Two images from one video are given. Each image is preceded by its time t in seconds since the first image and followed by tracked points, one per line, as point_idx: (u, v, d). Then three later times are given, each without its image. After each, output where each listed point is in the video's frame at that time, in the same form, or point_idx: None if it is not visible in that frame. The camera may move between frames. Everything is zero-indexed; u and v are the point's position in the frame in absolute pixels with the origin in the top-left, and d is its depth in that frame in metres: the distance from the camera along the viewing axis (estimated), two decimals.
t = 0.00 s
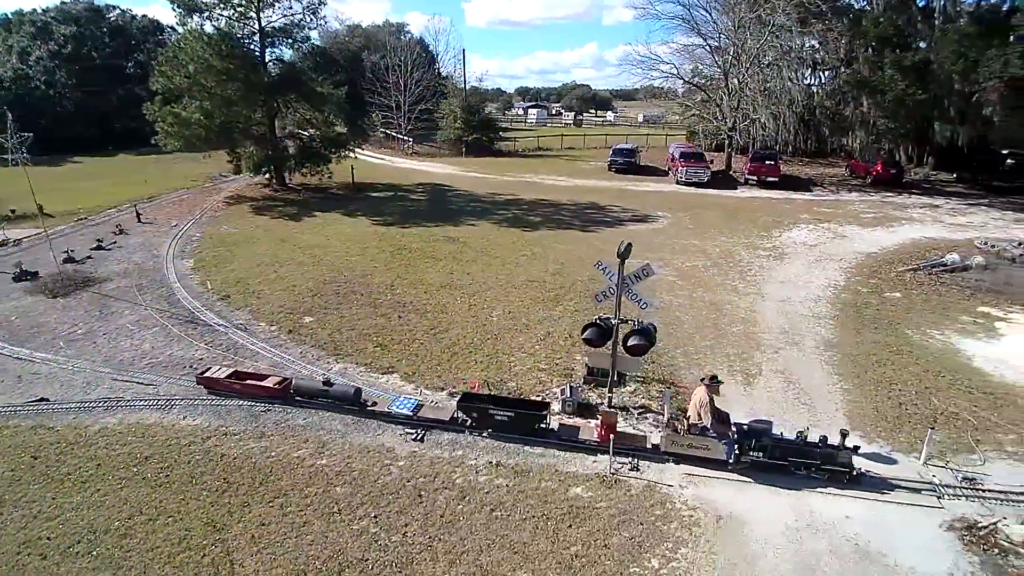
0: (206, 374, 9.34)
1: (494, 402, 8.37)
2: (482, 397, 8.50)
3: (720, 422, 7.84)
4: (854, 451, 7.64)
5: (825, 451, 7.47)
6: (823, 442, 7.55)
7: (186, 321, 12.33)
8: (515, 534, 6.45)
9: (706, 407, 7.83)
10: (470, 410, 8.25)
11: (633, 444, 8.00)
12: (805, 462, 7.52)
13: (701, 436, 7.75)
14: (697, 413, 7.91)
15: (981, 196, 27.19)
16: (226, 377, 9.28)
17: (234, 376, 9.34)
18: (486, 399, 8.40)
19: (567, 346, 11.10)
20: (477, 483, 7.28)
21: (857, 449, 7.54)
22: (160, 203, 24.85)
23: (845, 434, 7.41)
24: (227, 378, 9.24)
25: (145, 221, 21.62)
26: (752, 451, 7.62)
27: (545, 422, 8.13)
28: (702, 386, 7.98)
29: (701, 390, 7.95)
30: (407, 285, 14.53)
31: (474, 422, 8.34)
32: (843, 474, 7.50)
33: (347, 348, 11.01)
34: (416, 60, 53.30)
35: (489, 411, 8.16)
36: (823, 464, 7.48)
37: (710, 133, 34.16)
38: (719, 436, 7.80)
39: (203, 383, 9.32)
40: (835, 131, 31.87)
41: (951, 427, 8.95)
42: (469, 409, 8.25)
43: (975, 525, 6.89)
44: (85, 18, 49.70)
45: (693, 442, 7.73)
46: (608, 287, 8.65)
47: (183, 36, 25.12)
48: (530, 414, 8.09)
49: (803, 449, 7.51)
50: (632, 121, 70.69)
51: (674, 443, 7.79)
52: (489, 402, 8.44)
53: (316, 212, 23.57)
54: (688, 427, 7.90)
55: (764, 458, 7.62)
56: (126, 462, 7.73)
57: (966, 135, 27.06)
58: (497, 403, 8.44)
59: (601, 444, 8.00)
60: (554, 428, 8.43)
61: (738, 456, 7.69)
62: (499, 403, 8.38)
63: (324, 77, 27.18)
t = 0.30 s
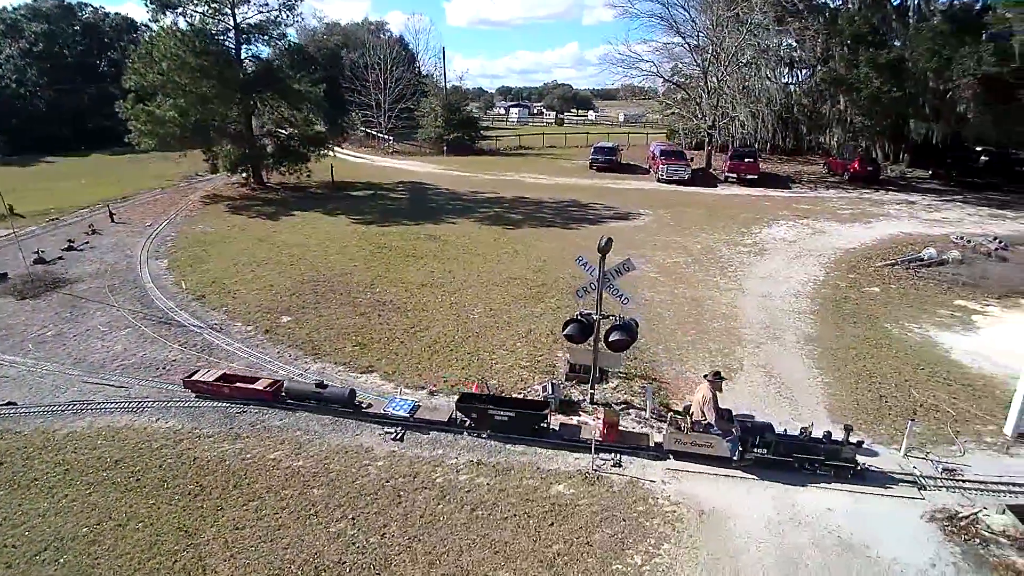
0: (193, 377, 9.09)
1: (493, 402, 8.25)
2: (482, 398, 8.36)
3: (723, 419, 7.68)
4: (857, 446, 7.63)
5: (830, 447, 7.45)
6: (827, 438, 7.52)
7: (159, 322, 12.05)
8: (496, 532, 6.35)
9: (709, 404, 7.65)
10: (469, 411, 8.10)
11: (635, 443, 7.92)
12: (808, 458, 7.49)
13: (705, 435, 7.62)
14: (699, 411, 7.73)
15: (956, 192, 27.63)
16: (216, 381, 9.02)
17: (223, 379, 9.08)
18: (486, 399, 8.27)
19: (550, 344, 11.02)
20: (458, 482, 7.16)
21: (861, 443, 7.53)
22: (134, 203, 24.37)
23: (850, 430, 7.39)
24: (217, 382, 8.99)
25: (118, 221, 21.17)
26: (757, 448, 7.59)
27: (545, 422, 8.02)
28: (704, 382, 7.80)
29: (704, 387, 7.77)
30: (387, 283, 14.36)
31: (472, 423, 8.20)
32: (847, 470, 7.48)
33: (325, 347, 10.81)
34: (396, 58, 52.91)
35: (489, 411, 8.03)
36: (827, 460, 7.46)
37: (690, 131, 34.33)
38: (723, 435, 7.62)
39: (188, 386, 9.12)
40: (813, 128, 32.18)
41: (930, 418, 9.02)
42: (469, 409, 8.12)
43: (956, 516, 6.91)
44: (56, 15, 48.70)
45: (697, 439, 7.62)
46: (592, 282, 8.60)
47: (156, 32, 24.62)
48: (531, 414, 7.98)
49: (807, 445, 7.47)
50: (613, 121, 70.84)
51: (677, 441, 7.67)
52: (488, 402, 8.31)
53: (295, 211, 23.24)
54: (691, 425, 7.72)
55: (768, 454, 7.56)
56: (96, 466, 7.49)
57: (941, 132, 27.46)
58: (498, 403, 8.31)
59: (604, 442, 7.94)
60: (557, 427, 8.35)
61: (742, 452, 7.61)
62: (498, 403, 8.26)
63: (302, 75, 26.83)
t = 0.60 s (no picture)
0: (191, 380, 8.92)
1: (501, 400, 8.20)
2: (488, 395, 8.30)
3: (730, 414, 7.85)
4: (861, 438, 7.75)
5: (835, 440, 7.55)
6: (832, 431, 7.62)
7: (141, 324, 11.90)
8: (486, 528, 6.38)
9: (717, 399, 7.86)
10: (477, 409, 8.08)
11: (642, 439, 7.96)
12: (813, 451, 7.60)
13: (713, 429, 7.75)
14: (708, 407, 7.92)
15: (931, 189, 28.17)
16: (216, 383, 8.87)
17: (224, 381, 8.94)
18: (493, 397, 8.21)
19: (537, 341, 11.08)
20: (447, 478, 7.19)
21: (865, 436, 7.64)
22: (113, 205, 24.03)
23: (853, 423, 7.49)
24: (218, 385, 8.84)
25: (97, 223, 20.87)
26: (764, 442, 7.68)
27: (553, 419, 8.03)
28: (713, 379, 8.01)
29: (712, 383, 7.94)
30: (372, 283, 14.32)
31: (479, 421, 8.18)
32: (851, 463, 7.61)
33: (311, 348, 10.76)
34: (378, 58, 52.67)
35: (496, 409, 8.02)
36: (832, 453, 7.57)
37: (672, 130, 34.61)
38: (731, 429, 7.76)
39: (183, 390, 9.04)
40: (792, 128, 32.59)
41: (908, 409, 9.22)
42: (476, 408, 8.09)
43: (935, 503, 7.08)
44: (30, 13, 47.82)
45: (704, 434, 7.75)
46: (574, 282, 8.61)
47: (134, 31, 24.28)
48: (539, 412, 7.98)
49: (813, 438, 7.57)
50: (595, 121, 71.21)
51: (686, 436, 7.77)
52: (494, 401, 8.20)
53: (277, 211, 23.06)
54: (699, 420, 7.88)
55: (774, 448, 7.66)
56: (80, 470, 7.40)
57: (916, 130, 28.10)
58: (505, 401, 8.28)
59: (611, 439, 7.97)
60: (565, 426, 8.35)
61: (749, 447, 7.72)
62: (505, 401, 8.23)
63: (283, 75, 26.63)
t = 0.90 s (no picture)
0: (184, 391, 8.83)
1: (497, 405, 8.31)
2: (484, 400, 8.40)
3: (725, 415, 7.91)
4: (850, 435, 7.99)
5: (825, 437, 7.77)
6: (822, 428, 7.84)
7: (115, 333, 11.77)
8: (466, 531, 6.46)
9: (712, 401, 7.88)
10: (475, 414, 8.15)
11: (638, 441, 8.09)
12: (804, 449, 7.80)
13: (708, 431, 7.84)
14: (703, 408, 7.94)
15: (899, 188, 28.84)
16: (209, 394, 8.79)
17: (216, 392, 8.87)
18: (489, 403, 8.32)
19: (515, 344, 11.17)
20: (426, 483, 7.26)
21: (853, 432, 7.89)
22: (84, 210, 23.62)
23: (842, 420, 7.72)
24: (211, 395, 8.77)
25: (67, 229, 20.51)
26: (758, 441, 7.83)
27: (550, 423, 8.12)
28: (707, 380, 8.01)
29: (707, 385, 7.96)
30: (350, 287, 14.31)
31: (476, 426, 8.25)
32: (841, 460, 7.86)
33: (289, 355, 10.72)
34: (354, 59, 52.36)
35: (493, 414, 8.10)
36: (824, 450, 7.78)
37: (647, 131, 34.97)
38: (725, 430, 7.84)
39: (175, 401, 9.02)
40: (764, 129, 33.15)
41: (875, 404, 9.50)
42: (473, 413, 8.17)
43: (901, 496, 7.33)
44: None
45: (700, 435, 7.85)
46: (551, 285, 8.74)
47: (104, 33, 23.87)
48: (537, 415, 8.08)
49: (804, 436, 7.77)
50: (571, 121, 71.62)
51: (681, 438, 7.90)
52: (491, 406, 8.37)
53: (252, 215, 22.87)
54: (695, 422, 7.93)
55: (768, 447, 7.83)
56: (55, 483, 7.32)
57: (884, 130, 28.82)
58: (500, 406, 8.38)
59: (608, 442, 8.09)
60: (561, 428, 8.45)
61: (744, 447, 7.85)
62: (502, 406, 8.32)
63: (258, 77, 26.38)
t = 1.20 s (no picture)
0: (165, 407, 8.69)
1: (486, 413, 8.36)
2: (472, 409, 8.44)
3: (711, 419, 8.08)
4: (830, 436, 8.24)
5: (806, 439, 8.02)
6: (803, 430, 8.09)
7: (79, 345, 11.57)
8: (434, 541, 6.52)
9: (698, 406, 8.04)
10: (463, 423, 8.22)
11: (625, 447, 8.23)
12: (787, 450, 8.04)
13: (694, 434, 8.00)
14: (689, 413, 8.10)
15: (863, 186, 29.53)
16: (193, 409, 8.69)
17: (200, 406, 8.75)
18: (477, 411, 8.35)
19: (486, 349, 11.25)
20: (395, 493, 7.29)
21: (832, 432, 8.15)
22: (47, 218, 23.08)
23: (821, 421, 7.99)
24: (195, 409, 8.66)
25: (29, 238, 20.03)
26: (742, 444, 8.06)
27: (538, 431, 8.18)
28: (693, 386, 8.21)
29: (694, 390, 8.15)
30: (320, 294, 14.24)
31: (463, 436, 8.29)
32: (823, 460, 8.10)
33: (258, 365, 10.62)
34: (325, 60, 51.88)
35: (481, 423, 8.16)
36: (805, 451, 8.03)
37: (619, 132, 35.27)
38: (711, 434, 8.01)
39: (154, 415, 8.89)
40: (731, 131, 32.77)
41: (835, 403, 9.76)
42: (461, 422, 8.21)
43: (859, 493, 7.56)
44: None
45: (686, 440, 7.99)
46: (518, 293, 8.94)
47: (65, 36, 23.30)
48: (524, 424, 8.15)
49: (786, 438, 8.01)
50: (545, 121, 71.90)
51: (668, 443, 8.03)
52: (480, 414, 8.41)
53: (221, 221, 22.58)
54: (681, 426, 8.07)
55: (751, 449, 8.07)
56: (17, 502, 7.19)
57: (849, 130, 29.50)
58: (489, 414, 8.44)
59: (596, 449, 8.22)
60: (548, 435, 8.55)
61: (728, 449, 8.07)
62: (490, 415, 8.39)
63: (226, 81, 26.00)
